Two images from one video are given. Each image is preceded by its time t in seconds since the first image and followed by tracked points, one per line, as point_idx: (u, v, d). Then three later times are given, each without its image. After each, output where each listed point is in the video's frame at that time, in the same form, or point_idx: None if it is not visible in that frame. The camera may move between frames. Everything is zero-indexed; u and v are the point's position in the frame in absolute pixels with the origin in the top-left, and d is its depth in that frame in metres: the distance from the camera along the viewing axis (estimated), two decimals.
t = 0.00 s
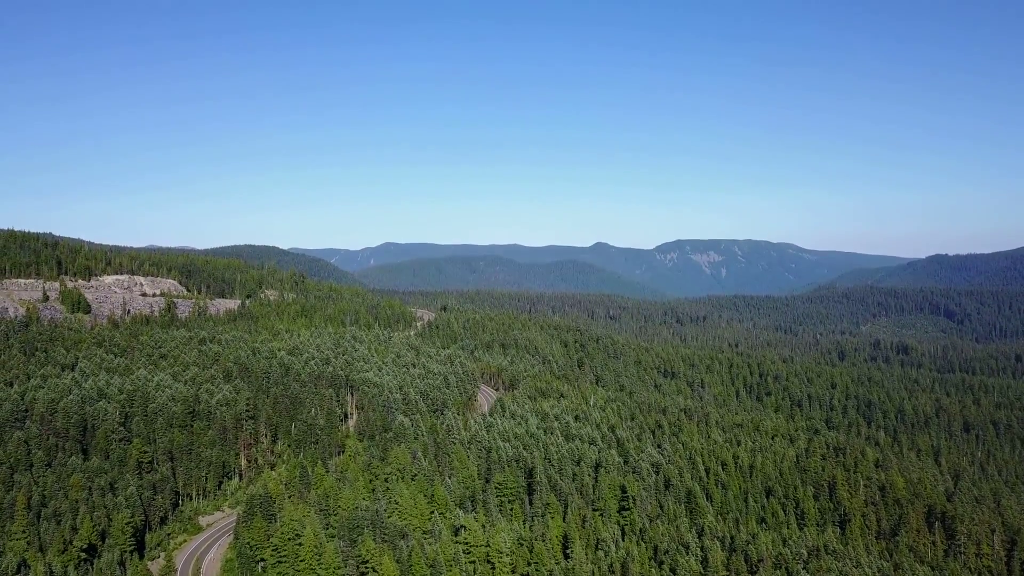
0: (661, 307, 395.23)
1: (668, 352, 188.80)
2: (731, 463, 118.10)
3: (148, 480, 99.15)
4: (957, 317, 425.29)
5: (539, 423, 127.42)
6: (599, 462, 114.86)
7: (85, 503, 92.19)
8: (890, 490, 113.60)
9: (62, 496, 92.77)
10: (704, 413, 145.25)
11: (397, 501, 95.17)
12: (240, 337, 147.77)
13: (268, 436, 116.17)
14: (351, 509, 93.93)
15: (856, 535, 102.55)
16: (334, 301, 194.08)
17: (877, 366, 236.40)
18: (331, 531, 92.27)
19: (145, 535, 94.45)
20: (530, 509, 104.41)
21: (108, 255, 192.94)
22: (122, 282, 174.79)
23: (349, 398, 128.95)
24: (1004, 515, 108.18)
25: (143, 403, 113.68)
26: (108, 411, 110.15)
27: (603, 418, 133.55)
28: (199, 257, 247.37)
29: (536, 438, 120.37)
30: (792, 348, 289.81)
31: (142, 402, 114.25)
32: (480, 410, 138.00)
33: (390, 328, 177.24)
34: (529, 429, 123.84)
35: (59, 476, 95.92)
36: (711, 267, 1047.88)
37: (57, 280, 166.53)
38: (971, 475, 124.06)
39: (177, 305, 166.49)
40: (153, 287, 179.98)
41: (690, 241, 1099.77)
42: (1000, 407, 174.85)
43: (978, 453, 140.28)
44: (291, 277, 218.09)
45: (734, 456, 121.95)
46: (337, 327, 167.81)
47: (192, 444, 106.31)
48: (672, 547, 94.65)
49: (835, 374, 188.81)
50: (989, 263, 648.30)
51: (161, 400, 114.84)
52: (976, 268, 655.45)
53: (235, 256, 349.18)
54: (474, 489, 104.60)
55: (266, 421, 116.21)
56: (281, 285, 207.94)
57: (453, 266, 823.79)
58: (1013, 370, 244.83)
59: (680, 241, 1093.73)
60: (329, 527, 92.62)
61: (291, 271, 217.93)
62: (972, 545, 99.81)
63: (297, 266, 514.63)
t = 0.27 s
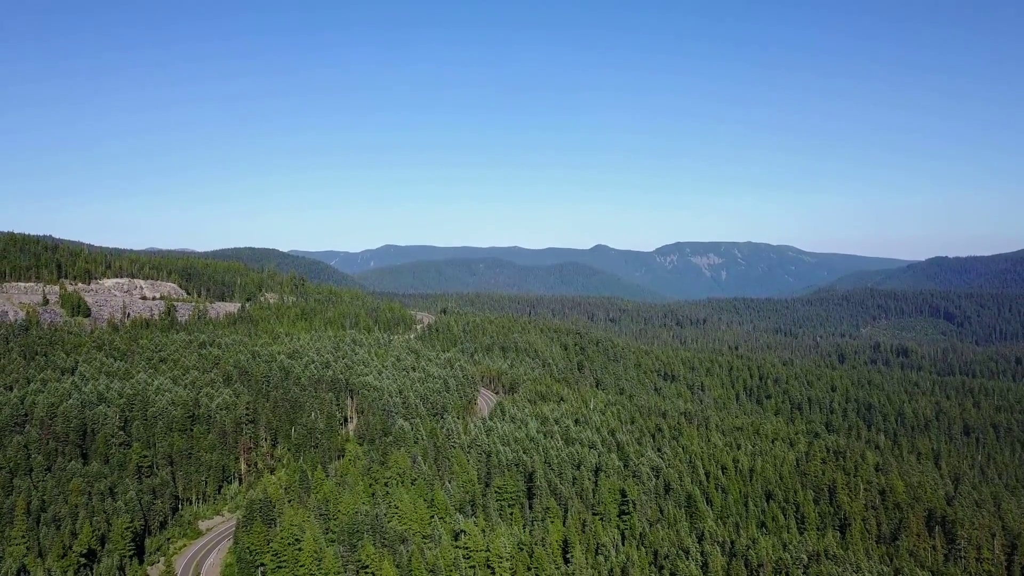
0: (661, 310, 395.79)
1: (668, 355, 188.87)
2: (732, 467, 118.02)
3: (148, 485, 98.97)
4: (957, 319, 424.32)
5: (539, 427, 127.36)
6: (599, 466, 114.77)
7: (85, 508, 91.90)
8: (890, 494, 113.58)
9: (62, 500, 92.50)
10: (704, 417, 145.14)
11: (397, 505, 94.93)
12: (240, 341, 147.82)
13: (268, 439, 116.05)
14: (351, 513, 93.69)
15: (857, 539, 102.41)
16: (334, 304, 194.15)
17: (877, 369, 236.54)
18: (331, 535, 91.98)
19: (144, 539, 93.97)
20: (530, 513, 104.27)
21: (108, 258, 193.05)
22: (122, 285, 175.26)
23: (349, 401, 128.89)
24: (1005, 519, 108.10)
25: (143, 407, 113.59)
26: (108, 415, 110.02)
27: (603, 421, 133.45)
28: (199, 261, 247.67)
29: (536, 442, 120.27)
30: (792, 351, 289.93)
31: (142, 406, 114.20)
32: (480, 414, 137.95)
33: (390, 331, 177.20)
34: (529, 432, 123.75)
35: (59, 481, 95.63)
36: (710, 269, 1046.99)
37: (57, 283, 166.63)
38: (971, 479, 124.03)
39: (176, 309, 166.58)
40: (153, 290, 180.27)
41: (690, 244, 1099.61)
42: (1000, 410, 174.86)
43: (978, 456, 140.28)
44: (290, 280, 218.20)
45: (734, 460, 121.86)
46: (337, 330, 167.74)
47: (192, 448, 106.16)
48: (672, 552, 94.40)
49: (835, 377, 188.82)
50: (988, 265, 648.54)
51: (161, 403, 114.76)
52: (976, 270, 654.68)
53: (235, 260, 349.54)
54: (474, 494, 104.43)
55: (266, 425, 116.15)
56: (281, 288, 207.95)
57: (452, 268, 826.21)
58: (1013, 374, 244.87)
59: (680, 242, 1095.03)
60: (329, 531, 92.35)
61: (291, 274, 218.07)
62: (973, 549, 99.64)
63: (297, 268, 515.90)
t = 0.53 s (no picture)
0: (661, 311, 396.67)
1: (668, 357, 189.02)
2: (732, 469, 117.99)
3: (147, 488, 98.79)
4: (957, 320, 424.35)
5: (539, 429, 127.34)
6: (599, 468, 114.71)
7: (85, 511, 91.58)
8: (890, 497, 113.64)
9: (62, 504, 92.22)
10: (704, 419, 145.03)
11: (397, 508, 94.72)
12: (239, 343, 147.87)
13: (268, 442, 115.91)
14: (351, 516, 93.45)
15: (857, 542, 102.36)
16: (334, 305, 194.23)
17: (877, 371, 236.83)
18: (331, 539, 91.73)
19: (144, 542, 93.70)
20: (530, 516, 104.21)
21: (108, 259, 193.11)
22: (122, 288, 176.13)
23: (349, 404, 128.89)
24: (1004, 522, 108.26)
25: (143, 410, 113.49)
26: (108, 418, 109.85)
27: (603, 423, 133.39)
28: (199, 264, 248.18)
29: (536, 444, 120.23)
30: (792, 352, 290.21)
31: (142, 409, 114.09)
32: (480, 417, 137.91)
33: (390, 333, 177.23)
34: (529, 435, 123.71)
35: (59, 484, 95.27)
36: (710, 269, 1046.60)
37: (57, 285, 166.75)
38: (971, 482, 124.06)
39: (176, 311, 166.69)
40: (153, 292, 180.64)
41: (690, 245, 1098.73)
42: (1000, 412, 174.95)
43: (978, 458, 140.32)
44: (290, 281, 218.29)
45: (734, 462, 121.80)
46: (337, 332, 167.61)
47: (192, 451, 106.03)
48: (672, 555, 94.19)
49: (835, 379, 188.87)
50: (988, 265, 648.84)
51: (161, 406, 114.70)
52: (976, 270, 654.74)
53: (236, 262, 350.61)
54: (474, 497, 104.33)
55: (266, 428, 116.09)
56: (281, 289, 207.98)
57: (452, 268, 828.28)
58: (1013, 376, 245.01)
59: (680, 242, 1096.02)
60: (329, 535, 92.13)
61: (291, 275, 218.22)
62: (974, 552, 99.51)
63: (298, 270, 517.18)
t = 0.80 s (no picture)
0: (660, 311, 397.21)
1: (668, 357, 189.11)
2: (731, 471, 117.92)
3: (147, 490, 98.63)
4: (957, 321, 424.49)
5: (539, 431, 127.30)
6: (599, 470, 114.72)
7: (85, 514, 91.30)
8: (890, 498, 113.71)
9: (62, 506, 91.98)
10: (704, 420, 145.01)
11: (397, 511, 94.52)
12: (239, 344, 147.87)
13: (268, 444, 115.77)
14: (350, 519, 93.24)
15: (856, 544, 102.34)
16: (334, 306, 194.26)
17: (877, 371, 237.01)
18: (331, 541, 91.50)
19: (144, 545, 93.65)
20: (529, 518, 104.14)
21: (108, 260, 193.05)
22: (121, 289, 176.35)
23: (349, 406, 128.86)
24: (1004, 524, 108.28)
25: (143, 412, 113.39)
26: (107, 420, 109.68)
27: (603, 425, 133.30)
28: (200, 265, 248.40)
29: (536, 446, 120.21)
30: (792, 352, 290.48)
31: (142, 411, 113.98)
32: (480, 419, 137.85)
33: (390, 335, 177.19)
34: (529, 436, 123.71)
35: (58, 487, 94.93)
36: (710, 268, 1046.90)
37: (57, 287, 166.67)
38: (971, 484, 124.12)
39: (176, 312, 166.70)
40: (153, 293, 180.74)
41: (690, 245, 1098.03)
42: (1000, 413, 175.01)
43: (978, 459, 140.39)
44: (290, 281, 218.26)
45: (734, 464, 121.73)
46: (337, 333, 167.57)
47: (191, 453, 105.87)
48: (673, 557, 94.01)
49: (835, 379, 188.90)
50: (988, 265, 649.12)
51: (160, 408, 114.63)
52: (975, 270, 654.86)
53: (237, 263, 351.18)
54: (474, 499, 104.24)
55: (266, 429, 116.00)
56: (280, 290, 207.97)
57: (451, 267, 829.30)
58: (1013, 378, 245.09)
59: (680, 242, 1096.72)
60: (328, 537, 91.89)
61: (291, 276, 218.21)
62: (974, 554, 99.43)
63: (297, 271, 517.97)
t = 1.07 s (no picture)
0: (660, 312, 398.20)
1: (668, 358, 189.26)
2: (731, 473, 117.92)
3: (147, 492, 98.52)
4: (957, 321, 424.70)
5: (538, 433, 127.31)
6: (599, 472, 114.74)
7: (85, 517, 91.09)
8: (889, 500, 113.80)
9: (62, 509, 91.82)
10: (703, 422, 145.13)
11: (397, 513, 94.40)
12: (239, 346, 147.93)
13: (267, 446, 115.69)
14: (350, 521, 93.14)
15: (856, 546, 102.32)
16: (334, 307, 194.34)
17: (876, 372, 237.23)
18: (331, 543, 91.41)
19: (144, 547, 93.63)
20: (529, 520, 104.11)
21: (108, 261, 193.15)
22: (121, 290, 176.47)
23: (349, 408, 128.86)
24: (1004, 525, 108.29)
25: (142, 414, 113.37)
26: (107, 422, 109.63)
27: (602, 427, 133.30)
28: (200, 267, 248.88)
29: (536, 448, 120.23)
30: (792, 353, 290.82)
31: (142, 413, 113.95)
32: (480, 421, 137.84)
33: (390, 336, 177.30)
34: (528, 438, 123.74)
35: (58, 490, 94.73)
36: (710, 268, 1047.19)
37: (57, 288, 166.67)
38: (970, 485, 124.13)
39: (176, 314, 166.83)
40: (153, 294, 180.85)
41: (689, 244, 1097.84)
42: (999, 414, 175.11)
43: (977, 461, 140.53)
44: (290, 282, 218.36)
45: (734, 465, 121.69)
46: (337, 335, 167.55)
47: (191, 455, 105.79)
48: (672, 559, 93.93)
49: (835, 380, 189.01)
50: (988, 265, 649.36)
51: (160, 410, 114.63)
52: (975, 269, 654.73)
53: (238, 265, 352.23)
54: (474, 501, 104.22)
55: (265, 431, 115.97)
56: (280, 291, 208.08)
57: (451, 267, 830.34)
58: (1013, 379, 245.14)
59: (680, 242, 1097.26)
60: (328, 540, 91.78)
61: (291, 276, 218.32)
62: (974, 555, 99.40)
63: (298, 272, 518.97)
